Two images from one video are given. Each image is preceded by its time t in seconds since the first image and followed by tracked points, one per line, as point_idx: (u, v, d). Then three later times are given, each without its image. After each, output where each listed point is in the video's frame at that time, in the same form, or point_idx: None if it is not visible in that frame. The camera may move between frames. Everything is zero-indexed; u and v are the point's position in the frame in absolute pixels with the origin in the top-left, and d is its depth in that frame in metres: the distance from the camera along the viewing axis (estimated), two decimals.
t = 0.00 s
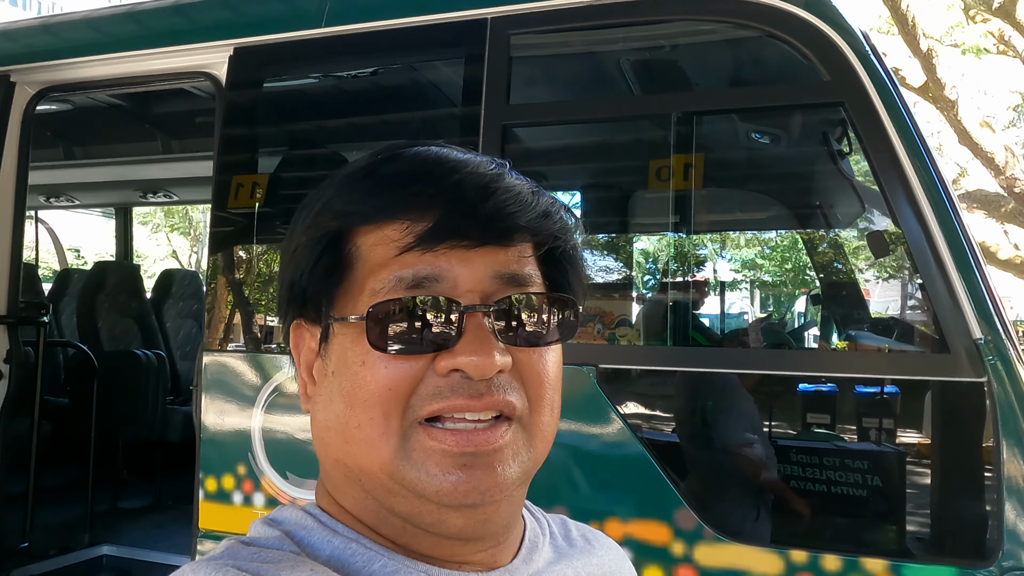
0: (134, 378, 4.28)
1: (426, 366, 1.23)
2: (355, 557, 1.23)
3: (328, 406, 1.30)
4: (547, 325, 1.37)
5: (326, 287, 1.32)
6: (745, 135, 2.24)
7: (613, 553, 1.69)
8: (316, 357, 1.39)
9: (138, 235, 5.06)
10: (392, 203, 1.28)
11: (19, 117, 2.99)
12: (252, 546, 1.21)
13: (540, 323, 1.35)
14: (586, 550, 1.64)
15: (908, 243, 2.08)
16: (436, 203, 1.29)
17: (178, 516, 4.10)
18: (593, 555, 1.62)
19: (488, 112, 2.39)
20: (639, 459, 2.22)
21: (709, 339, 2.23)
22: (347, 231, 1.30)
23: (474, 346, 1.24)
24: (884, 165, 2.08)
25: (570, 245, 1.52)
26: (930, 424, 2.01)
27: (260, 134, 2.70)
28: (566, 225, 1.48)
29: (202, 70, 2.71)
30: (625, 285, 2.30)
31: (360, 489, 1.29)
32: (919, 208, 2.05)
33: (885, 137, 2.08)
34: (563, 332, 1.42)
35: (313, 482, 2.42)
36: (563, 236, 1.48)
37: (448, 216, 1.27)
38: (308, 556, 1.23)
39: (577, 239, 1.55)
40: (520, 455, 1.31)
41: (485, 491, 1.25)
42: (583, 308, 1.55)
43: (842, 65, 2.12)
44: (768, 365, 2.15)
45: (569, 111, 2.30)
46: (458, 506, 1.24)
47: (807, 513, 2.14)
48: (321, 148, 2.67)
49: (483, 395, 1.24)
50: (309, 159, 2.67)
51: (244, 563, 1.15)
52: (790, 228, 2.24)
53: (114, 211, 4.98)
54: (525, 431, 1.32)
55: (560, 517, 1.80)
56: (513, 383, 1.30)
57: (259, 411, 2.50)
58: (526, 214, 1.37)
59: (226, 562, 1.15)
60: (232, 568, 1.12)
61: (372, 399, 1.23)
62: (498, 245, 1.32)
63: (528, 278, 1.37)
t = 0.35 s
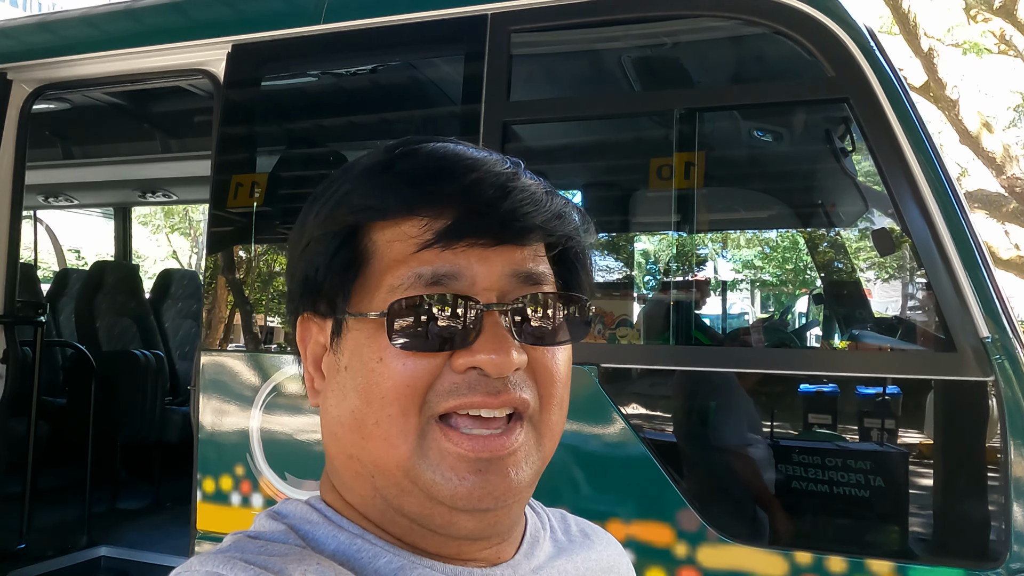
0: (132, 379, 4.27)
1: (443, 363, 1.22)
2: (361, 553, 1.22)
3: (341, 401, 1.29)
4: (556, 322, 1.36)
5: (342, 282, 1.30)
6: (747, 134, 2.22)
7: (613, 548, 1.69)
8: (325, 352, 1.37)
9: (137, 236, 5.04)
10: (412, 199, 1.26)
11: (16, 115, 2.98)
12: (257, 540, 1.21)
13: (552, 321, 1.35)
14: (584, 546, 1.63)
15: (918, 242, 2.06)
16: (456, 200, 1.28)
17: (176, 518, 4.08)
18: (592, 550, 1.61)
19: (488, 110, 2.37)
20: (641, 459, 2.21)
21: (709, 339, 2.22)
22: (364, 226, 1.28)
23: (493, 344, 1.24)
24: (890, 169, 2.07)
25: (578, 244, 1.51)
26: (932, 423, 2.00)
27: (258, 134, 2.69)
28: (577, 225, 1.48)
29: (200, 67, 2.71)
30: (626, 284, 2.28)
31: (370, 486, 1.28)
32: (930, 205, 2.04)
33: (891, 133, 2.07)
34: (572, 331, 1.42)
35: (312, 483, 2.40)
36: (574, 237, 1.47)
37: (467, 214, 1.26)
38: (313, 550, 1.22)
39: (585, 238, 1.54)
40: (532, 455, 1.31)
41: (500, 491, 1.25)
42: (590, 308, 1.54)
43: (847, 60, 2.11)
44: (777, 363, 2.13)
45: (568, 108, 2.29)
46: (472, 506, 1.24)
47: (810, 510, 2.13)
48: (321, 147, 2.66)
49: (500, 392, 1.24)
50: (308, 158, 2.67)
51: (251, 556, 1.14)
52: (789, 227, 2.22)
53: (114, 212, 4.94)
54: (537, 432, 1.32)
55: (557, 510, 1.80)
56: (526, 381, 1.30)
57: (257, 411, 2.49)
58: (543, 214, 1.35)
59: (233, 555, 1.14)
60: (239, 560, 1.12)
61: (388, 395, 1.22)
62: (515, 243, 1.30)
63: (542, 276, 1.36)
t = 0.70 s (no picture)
0: (132, 382, 4.25)
1: (433, 365, 1.21)
2: (367, 559, 1.21)
3: (337, 405, 1.29)
4: (557, 329, 1.36)
5: (335, 290, 1.32)
6: (752, 134, 2.21)
7: (622, 559, 1.65)
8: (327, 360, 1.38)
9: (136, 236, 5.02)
10: (400, 207, 1.27)
11: (15, 116, 2.97)
12: (265, 547, 1.20)
13: (548, 326, 1.34)
14: (593, 555, 1.60)
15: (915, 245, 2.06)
16: (444, 205, 1.28)
17: (176, 522, 4.06)
18: (601, 561, 1.59)
19: (492, 111, 2.36)
20: (646, 462, 2.19)
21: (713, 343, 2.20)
22: (355, 234, 1.30)
23: (481, 347, 1.22)
24: (900, 165, 2.06)
25: (577, 247, 1.49)
26: (934, 424, 1.99)
27: (258, 134, 2.67)
28: (573, 227, 1.46)
29: (200, 67, 2.69)
30: (626, 286, 2.27)
31: (368, 488, 1.27)
32: (925, 208, 2.04)
33: (902, 134, 2.05)
34: (571, 335, 1.41)
35: (315, 488, 2.39)
36: (571, 239, 1.46)
37: (455, 219, 1.26)
38: (320, 558, 1.21)
39: (584, 240, 1.53)
40: (529, 454, 1.28)
41: (494, 488, 1.23)
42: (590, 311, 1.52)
43: (857, 59, 2.09)
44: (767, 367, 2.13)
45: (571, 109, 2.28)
46: (467, 504, 1.22)
47: (813, 516, 2.12)
48: (323, 148, 2.64)
49: (489, 395, 1.22)
50: (309, 159, 2.64)
51: (258, 564, 1.14)
52: (796, 228, 2.23)
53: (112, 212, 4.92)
54: (534, 430, 1.30)
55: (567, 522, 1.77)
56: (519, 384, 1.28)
57: (259, 414, 2.47)
58: (533, 217, 1.35)
59: (241, 564, 1.14)
60: (247, 568, 1.12)
61: (378, 398, 1.21)
62: (504, 246, 1.30)
63: (535, 279, 1.35)
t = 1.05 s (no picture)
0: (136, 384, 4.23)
1: (440, 367, 1.24)
2: (386, 557, 1.21)
3: (352, 410, 1.32)
4: (574, 328, 1.36)
5: (349, 294, 1.35)
6: (759, 135, 2.20)
7: (651, 568, 1.64)
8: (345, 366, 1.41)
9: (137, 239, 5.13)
10: (406, 210, 1.28)
11: (19, 118, 2.94)
12: (287, 543, 1.22)
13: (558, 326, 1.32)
14: (622, 565, 1.58)
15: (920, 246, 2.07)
16: (450, 207, 1.27)
17: (180, 525, 4.04)
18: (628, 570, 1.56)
19: (501, 112, 2.35)
20: (659, 465, 2.18)
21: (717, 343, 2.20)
22: (365, 239, 1.31)
23: (487, 347, 1.24)
24: (916, 166, 2.05)
25: (591, 243, 1.46)
26: (938, 427, 1.99)
27: (265, 136, 2.65)
28: (586, 223, 1.44)
29: (206, 68, 2.68)
30: (628, 288, 2.27)
31: (385, 493, 1.29)
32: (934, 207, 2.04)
33: (919, 135, 2.05)
34: (587, 333, 1.40)
35: (323, 492, 2.38)
36: (588, 234, 1.44)
37: (462, 220, 1.26)
38: (340, 555, 1.22)
39: (602, 236, 1.50)
40: (542, 456, 1.29)
41: (504, 489, 1.24)
42: (605, 310, 1.50)
43: (870, 58, 2.08)
44: (779, 368, 2.12)
45: (577, 109, 2.28)
46: (479, 506, 1.23)
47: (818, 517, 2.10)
48: (329, 150, 2.62)
49: (497, 395, 1.23)
50: (314, 159, 2.62)
51: (279, 560, 1.15)
52: (804, 231, 2.18)
53: (113, 215, 5.01)
54: (548, 432, 1.30)
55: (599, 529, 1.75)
56: (531, 385, 1.28)
57: (266, 418, 2.46)
58: (541, 214, 1.33)
59: (263, 559, 1.15)
60: (267, 564, 1.13)
61: (390, 401, 1.24)
62: (513, 245, 1.30)
63: (546, 278, 1.35)
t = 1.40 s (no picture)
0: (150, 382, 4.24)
1: (505, 344, 1.23)
2: (435, 535, 1.21)
3: (411, 386, 1.31)
4: (633, 310, 1.36)
5: (409, 270, 1.34)
6: (770, 131, 2.21)
7: (700, 556, 1.60)
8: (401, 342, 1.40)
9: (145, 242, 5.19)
10: (472, 186, 1.29)
11: (33, 120, 2.94)
12: (340, 517, 1.22)
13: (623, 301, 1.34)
14: (669, 550, 1.55)
15: (927, 240, 2.09)
16: (516, 184, 1.28)
17: (190, 524, 4.06)
18: (675, 558, 1.53)
19: (517, 110, 2.35)
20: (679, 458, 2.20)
21: (724, 340, 2.20)
22: (429, 215, 1.32)
23: (553, 325, 1.23)
24: (933, 160, 2.05)
25: (652, 227, 1.49)
26: (946, 422, 1.99)
27: (276, 136, 2.64)
28: (648, 207, 1.46)
29: (219, 67, 2.68)
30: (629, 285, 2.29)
31: (442, 469, 1.29)
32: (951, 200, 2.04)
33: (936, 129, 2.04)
34: (647, 317, 1.40)
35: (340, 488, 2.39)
36: (645, 219, 1.45)
37: (528, 197, 1.27)
38: (391, 531, 1.22)
39: (660, 222, 1.51)
40: (601, 439, 1.29)
41: (565, 471, 1.24)
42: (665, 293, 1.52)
43: (886, 53, 2.08)
44: (787, 362, 2.13)
45: (585, 108, 2.29)
46: (539, 487, 1.23)
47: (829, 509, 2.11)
48: (343, 149, 2.63)
49: (561, 373, 1.23)
50: (323, 159, 2.64)
51: (332, 533, 1.16)
52: (811, 226, 2.19)
53: (120, 216, 5.11)
54: (607, 414, 1.30)
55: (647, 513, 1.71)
56: (592, 366, 1.28)
57: (283, 416, 2.47)
58: (605, 195, 1.35)
59: (315, 531, 1.15)
60: (320, 536, 1.13)
61: (452, 377, 1.23)
62: (578, 226, 1.30)
63: (609, 259, 1.35)
